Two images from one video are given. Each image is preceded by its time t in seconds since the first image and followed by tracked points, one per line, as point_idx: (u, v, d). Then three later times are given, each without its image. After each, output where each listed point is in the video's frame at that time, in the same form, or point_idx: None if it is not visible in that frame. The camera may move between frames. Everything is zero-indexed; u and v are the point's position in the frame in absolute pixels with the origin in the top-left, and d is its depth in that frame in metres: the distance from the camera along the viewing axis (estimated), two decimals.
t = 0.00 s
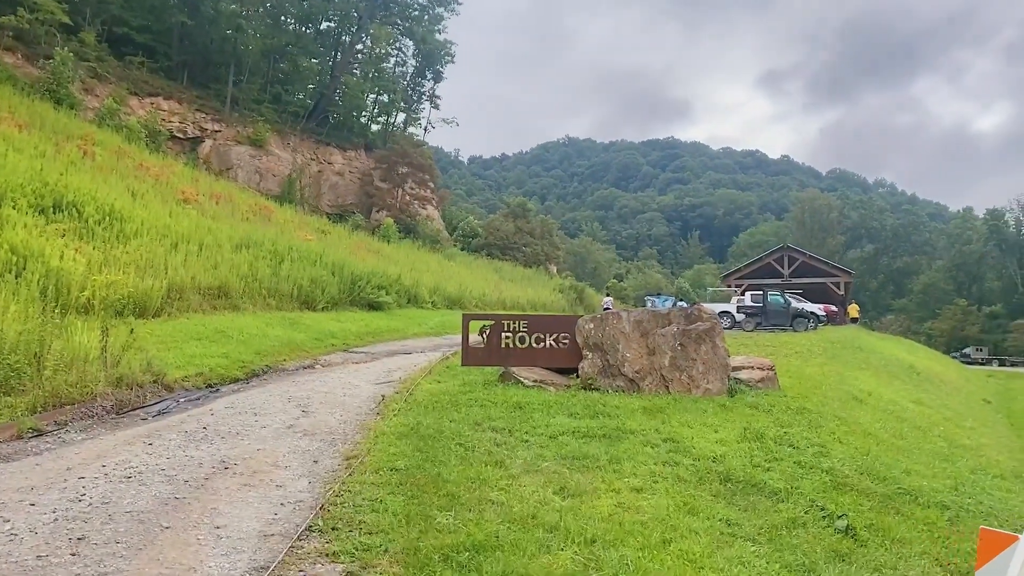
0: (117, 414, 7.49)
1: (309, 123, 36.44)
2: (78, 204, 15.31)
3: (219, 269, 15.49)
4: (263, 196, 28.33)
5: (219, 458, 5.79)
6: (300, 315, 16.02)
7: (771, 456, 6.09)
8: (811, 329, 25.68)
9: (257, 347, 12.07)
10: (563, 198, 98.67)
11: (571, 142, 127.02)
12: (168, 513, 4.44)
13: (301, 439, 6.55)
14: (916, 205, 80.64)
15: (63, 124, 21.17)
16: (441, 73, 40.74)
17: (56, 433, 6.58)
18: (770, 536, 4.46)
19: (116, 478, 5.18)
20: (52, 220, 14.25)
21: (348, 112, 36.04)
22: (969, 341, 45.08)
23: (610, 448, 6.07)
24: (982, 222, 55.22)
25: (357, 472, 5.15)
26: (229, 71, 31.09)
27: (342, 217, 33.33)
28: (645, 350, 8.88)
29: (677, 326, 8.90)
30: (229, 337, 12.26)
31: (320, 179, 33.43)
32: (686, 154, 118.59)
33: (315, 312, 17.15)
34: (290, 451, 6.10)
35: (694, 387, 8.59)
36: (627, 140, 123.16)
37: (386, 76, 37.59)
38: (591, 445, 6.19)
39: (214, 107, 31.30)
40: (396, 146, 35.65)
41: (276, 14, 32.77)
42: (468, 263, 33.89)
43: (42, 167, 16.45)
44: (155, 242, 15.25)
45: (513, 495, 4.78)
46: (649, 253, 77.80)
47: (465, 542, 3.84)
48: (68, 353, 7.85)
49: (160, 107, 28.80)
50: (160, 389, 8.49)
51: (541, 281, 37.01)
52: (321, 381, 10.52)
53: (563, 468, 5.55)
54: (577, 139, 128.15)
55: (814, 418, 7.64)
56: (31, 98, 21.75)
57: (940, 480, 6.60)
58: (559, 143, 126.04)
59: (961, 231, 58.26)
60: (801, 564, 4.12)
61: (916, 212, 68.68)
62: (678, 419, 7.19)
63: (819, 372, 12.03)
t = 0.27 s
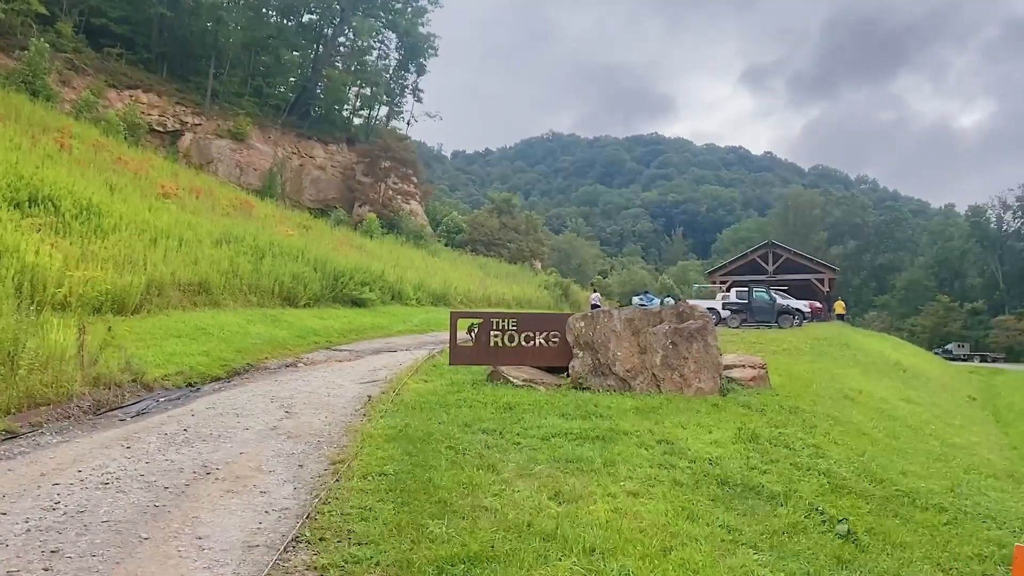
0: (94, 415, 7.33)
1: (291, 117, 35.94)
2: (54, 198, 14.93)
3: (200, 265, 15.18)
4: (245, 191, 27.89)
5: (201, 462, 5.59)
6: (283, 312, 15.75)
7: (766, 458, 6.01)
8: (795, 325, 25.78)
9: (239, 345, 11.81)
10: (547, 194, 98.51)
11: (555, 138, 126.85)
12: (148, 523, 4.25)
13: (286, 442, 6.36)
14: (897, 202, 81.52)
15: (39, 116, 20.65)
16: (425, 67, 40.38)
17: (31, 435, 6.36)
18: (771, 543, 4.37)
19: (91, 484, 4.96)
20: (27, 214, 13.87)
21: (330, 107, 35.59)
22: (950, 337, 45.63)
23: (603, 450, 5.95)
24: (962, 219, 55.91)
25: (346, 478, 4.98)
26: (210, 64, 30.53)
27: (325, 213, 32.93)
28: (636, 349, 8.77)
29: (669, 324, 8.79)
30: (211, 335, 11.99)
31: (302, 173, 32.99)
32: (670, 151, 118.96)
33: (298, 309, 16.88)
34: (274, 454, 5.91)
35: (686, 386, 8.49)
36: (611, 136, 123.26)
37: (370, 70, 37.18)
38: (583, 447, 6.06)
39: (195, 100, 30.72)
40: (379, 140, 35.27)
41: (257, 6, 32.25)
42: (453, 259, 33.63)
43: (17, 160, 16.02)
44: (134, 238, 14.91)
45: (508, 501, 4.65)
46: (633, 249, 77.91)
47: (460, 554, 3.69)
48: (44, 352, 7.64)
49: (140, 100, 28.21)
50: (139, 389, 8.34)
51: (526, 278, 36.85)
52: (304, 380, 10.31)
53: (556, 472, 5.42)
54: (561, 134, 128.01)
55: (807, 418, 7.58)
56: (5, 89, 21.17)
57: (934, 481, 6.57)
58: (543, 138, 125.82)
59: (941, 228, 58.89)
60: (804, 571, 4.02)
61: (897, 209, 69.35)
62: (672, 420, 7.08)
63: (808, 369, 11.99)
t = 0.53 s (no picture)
0: (73, 412, 7.59)
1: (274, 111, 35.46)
2: (32, 191, 14.59)
3: (182, 259, 14.90)
4: (226, 185, 27.46)
5: (183, 460, 5.40)
6: (266, 307, 15.50)
7: (760, 454, 5.94)
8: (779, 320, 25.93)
9: (222, 341, 11.60)
10: (531, 189, 98.37)
11: (539, 133, 126.66)
12: (128, 525, 4.06)
13: (270, 439, 6.19)
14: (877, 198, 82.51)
15: (16, 108, 20.16)
16: (408, 61, 40.02)
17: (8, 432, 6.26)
18: (771, 541, 4.29)
19: (68, 485, 4.76)
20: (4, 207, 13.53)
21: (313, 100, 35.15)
22: (930, 331, 46.29)
23: (596, 446, 5.85)
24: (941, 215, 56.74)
25: (333, 476, 4.82)
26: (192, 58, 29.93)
27: (307, 207, 32.54)
28: (626, 344, 8.69)
29: (659, 319, 8.72)
30: (193, 331, 11.76)
31: (285, 167, 32.57)
32: (653, 147, 119.30)
33: (281, 304, 16.61)
34: (258, 452, 5.74)
35: (676, 381, 8.42)
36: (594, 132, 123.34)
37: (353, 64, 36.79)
38: (575, 443, 5.96)
39: (176, 93, 30.14)
40: (362, 134, 34.91)
41: None
42: (438, 254, 33.42)
43: None
44: (114, 232, 14.59)
45: (501, 500, 4.52)
46: (616, 244, 78.06)
47: (455, 556, 3.57)
48: (23, 348, 7.96)
49: (120, 93, 27.62)
50: (118, 385, 8.71)
51: (511, 273, 36.72)
52: (289, 375, 10.14)
53: (550, 469, 5.30)
54: (545, 130, 127.86)
55: (799, 412, 7.54)
56: None
57: (926, 477, 6.55)
58: (527, 134, 125.59)
59: (922, 224, 59.57)
60: (805, 571, 3.95)
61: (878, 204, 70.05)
62: (663, 415, 6.99)
63: (795, 363, 12.00)
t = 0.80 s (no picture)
0: (50, 414, 7.43)
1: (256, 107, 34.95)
2: (8, 188, 14.26)
3: (162, 257, 14.58)
4: (208, 181, 27.01)
5: (161, 466, 5.15)
6: (249, 305, 15.19)
7: (758, 455, 5.81)
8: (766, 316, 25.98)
9: (204, 340, 11.32)
10: (516, 186, 98.14)
11: (523, 130, 126.36)
12: (103, 537, 3.82)
13: (253, 442, 5.96)
14: (860, 194, 83.20)
15: None
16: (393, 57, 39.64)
17: None
18: (774, 547, 4.15)
19: (40, 493, 4.50)
20: None
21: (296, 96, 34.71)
22: (914, 327, 46.76)
23: (590, 448, 5.68)
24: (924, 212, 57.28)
25: (319, 482, 4.61)
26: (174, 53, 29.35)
27: (291, 204, 32.13)
28: (618, 341, 8.55)
29: (650, 316, 8.58)
30: (174, 330, 11.47)
31: (268, 163, 32.13)
32: (638, 144, 119.51)
33: (264, 302, 16.29)
34: (241, 456, 5.50)
35: (669, 378, 8.29)
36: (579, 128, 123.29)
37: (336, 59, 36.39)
38: (568, 445, 5.79)
39: (157, 89, 29.54)
40: (347, 131, 34.53)
41: None
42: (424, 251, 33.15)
43: None
44: (92, 229, 14.25)
45: (494, 505, 4.34)
46: (602, 241, 78.07)
47: (448, 568, 3.39)
48: None
49: (100, 89, 27.05)
50: (97, 386, 8.52)
51: (497, 269, 36.52)
52: (273, 375, 9.91)
53: (544, 472, 5.13)
54: (529, 127, 127.60)
55: (794, 411, 7.45)
56: None
57: (924, 476, 6.47)
58: (511, 131, 125.27)
59: (905, 220, 60.12)
60: None
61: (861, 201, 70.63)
62: (658, 414, 6.84)
63: (785, 361, 11.93)
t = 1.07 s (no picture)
0: (32, 420, 7.24)
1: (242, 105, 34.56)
2: None
3: (148, 257, 14.34)
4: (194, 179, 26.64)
5: (147, 475, 4.97)
6: (237, 305, 14.95)
7: (759, 459, 5.72)
8: (757, 314, 26.01)
9: (191, 341, 11.10)
10: (504, 184, 97.92)
11: (510, 127, 126.12)
12: (89, 555, 3.65)
13: (243, 450, 5.77)
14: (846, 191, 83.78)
15: None
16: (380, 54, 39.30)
17: None
18: (782, 557, 4.06)
19: (21, 506, 4.30)
20: None
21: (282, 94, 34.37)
22: (900, 324, 47.16)
23: (590, 453, 5.56)
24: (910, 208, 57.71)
25: (313, 492, 4.45)
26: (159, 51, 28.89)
27: (278, 203, 31.81)
28: (613, 342, 8.43)
29: (646, 316, 8.46)
30: (161, 331, 11.25)
31: (254, 162, 31.79)
32: (625, 141, 119.66)
33: (252, 302, 16.06)
34: (230, 465, 5.32)
35: (665, 380, 8.19)
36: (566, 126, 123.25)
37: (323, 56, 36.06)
38: (567, 450, 5.67)
39: (142, 87, 29.07)
40: (334, 128, 34.22)
41: None
42: (413, 249, 32.93)
43: None
44: (76, 229, 13.98)
45: (494, 514, 4.22)
46: (589, 239, 78.08)
47: None
48: None
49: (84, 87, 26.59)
50: (81, 389, 8.29)
51: (486, 268, 36.38)
52: (262, 377, 9.72)
53: (543, 479, 5.01)
54: (516, 124, 127.39)
55: (792, 414, 7.40)
56: None
57: (923, 479, 6.44)
58: (499, 128, 124.99)
59: (891, 217, 60.55)
60: None
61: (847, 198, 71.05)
62: (656, 417, 6.74)
63: (779, 359, 11.89)
